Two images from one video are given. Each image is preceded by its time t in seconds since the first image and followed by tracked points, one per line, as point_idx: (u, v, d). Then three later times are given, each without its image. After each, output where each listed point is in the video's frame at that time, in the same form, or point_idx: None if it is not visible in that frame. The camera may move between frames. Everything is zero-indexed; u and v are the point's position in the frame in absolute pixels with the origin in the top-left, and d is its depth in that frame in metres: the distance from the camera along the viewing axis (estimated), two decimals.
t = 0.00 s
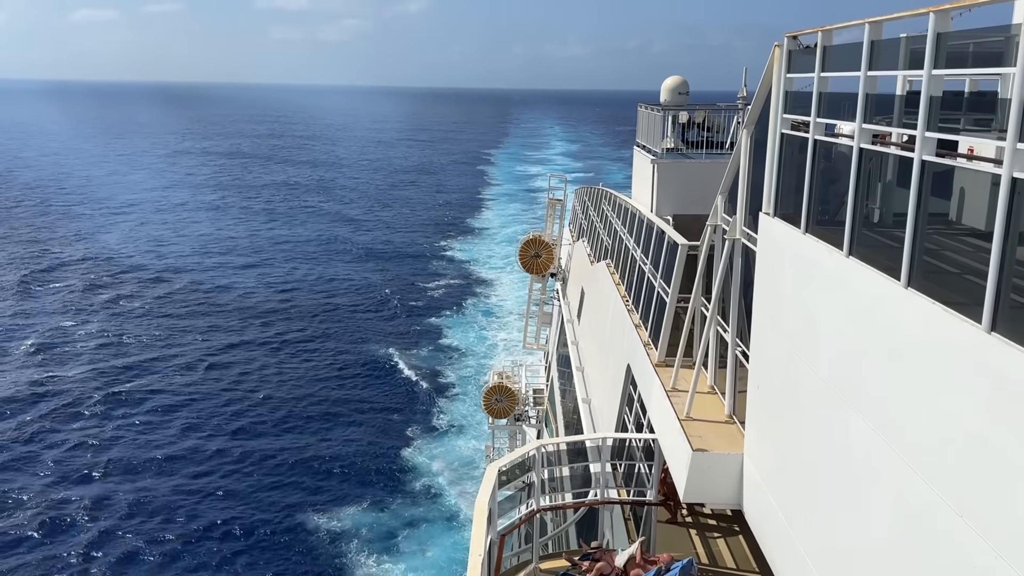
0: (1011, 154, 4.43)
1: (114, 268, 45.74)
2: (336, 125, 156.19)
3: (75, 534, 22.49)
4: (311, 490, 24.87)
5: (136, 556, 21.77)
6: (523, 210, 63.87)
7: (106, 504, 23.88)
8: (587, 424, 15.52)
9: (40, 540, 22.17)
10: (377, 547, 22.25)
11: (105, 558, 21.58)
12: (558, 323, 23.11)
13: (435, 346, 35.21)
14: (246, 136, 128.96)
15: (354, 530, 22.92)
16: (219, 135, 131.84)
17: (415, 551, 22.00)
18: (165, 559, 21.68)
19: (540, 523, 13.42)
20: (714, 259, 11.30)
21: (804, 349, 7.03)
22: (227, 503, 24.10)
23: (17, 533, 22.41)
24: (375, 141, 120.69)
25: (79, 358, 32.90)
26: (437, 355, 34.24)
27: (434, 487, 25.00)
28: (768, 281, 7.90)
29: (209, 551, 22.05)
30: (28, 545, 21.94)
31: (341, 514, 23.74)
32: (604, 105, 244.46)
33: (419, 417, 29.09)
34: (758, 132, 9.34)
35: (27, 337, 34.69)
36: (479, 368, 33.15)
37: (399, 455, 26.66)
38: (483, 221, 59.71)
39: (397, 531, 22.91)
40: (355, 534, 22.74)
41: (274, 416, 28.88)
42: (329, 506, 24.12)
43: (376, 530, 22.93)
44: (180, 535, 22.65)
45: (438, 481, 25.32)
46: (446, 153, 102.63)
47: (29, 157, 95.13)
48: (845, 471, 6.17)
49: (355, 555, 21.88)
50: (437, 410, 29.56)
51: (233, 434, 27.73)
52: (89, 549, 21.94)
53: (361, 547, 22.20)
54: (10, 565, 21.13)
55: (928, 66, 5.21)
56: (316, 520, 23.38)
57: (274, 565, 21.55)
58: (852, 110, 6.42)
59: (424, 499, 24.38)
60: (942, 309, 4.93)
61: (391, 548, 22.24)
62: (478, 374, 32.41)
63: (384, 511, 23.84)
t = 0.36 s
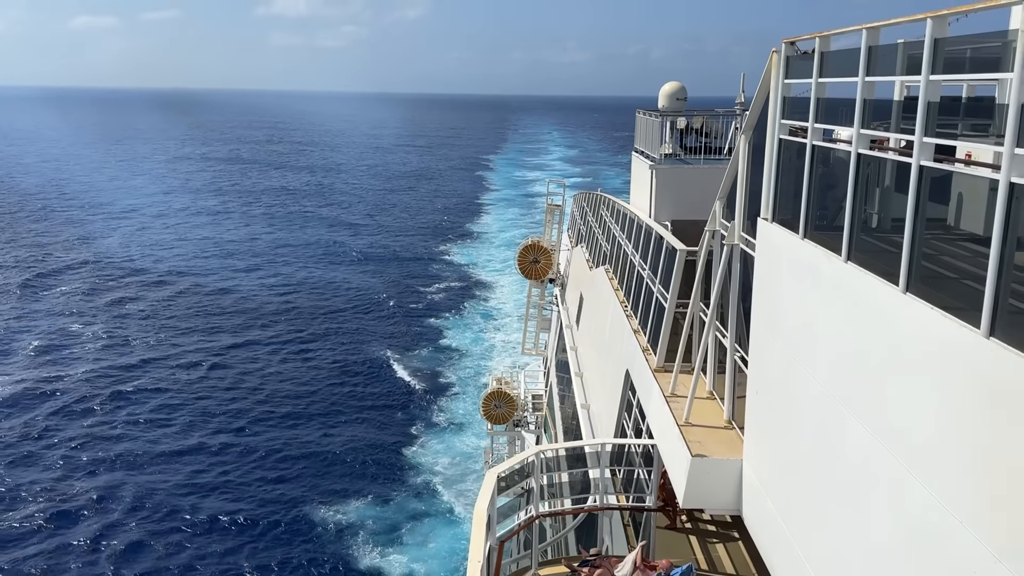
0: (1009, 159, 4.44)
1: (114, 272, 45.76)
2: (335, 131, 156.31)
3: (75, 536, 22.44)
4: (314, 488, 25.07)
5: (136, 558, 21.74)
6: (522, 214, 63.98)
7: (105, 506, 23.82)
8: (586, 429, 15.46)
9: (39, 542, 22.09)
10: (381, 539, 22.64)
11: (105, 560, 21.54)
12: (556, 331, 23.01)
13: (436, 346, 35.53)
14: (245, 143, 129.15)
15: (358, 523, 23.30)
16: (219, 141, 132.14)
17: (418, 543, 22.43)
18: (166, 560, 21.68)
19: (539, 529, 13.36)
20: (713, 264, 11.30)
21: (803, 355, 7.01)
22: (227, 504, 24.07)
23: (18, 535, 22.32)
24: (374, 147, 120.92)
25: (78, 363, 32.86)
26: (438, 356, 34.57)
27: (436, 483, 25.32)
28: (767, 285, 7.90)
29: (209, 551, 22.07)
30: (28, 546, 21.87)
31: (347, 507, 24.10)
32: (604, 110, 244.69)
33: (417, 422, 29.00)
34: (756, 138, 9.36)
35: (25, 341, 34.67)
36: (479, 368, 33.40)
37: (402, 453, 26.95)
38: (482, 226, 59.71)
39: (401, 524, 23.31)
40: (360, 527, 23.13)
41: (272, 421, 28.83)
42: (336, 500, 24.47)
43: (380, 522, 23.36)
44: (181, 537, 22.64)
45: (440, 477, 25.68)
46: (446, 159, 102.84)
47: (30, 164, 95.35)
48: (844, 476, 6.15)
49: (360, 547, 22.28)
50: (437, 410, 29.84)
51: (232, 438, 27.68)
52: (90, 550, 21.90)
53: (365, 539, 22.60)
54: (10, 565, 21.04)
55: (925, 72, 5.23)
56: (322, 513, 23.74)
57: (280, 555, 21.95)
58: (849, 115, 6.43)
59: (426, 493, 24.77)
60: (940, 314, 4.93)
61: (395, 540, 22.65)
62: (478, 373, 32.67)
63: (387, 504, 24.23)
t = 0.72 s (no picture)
0: (1006, 164, 4.46)
1: (111, 277, 45.64)
2: (332, 138, 156.60)
3: (74, 540, 22.30)
4: (317, 487, 25.28)
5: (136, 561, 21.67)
6: (520, 219, 64.19)
7: (104, 510, 23.69)
8: (585, 436, 15.40)
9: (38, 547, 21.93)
10: (385, 532, 23.14)
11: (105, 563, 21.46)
12: (555, 338, 23.00)
13: (435, 347, 35.79)
14: (243, 149, 129.18)
15: (362, 517, 23.79)
16: (217, 147, 132.09)
17: (420, 535, 22.94)
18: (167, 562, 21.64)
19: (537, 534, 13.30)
20: (710, 270, 11.30)
21: (801, 360, 7.00)
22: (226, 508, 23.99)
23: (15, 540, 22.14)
24: (372, 153, 121.12)
25: (75, 368, 32.72)
26: (438, 356, 34.83)
27: (438, 481, 25.67)
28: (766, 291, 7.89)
29: (210, 552, 22.08)
30: (26, 552, 21.68)
31: (352, 502, 24.57)
32: (601, 117, 245.09)
33: (415, 426, 28.99)
34: (753, 144, 9.38)
35: (22, 346, 34.53)
36: (477, 369, 33.59)
37: (406, 452, 27.32)
38: (480, 230, 59.80)
39: (404, 517, 23.77)
40: (364, 521, 23.62)
41: (271, 425, 28.82)
42: (340, 496, 24.87)
43: (384, 515, 23.85)
44: (181, 540, 22.60)
45: (441, 475, 26.01)
46: (443, 165, 103.03)
47: (27, 170, 95.20)
48: (844, 482, 6.13)
49: (364, 539, 22.79)
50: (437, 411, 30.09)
51: (231, 442, 27.60)
52: (89, 555, 21.76)
53: (369, 532, 23.10)
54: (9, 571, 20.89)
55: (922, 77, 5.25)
56: (328, 508, 24.17)
57: (284, 546, 22.37)
58: (846, 121, 6.45)
59: (429, 490, 25.18)
60: (939, 320, 4.93)
61: (398, 532, 23.14)
62: (477, 374, 32.91)
63: (390, 499, 24.68)
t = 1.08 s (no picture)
0: (1002, 169, 4.47)
1: (109, 281, 45.55)
2: (329, 143, 156.83)
3: (74, 544, 22.19)
4: (317, 486, 25.46)
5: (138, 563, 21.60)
6: (518, 223, 64.34)
7: (103, 514, 23.58)
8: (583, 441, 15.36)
9: (37, 551, 21.79)
10: (388, 524, 23.50)
11: (106, 565, 21.38)
12: (553, 343, 22.96)
13: (434, 349, 35.91)
14: (241, 155, 129.26)
15: (367, 511, 24.14)
16: (215, 153, 132.13)
17: (421, 527, 23.32)
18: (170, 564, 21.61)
19: (536, 540, 13.25)
20: (708, 276, 11.30)
21: (800, 365, 6.99)
22: (226, 511, 23.91)
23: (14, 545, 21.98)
24: (370, 159, 121.32)
25: (73, 373, 32.61)
26: (436, 359, 34.79)
27: (439, 477, 25.93)
28: (763, 296, 7.89)
29: (212, 552, 22.11)
30: (25, 556, 21.52)
31: (355, 497, 24.89)
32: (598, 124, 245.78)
33: (412, 428, 28.97)
34: (750, 149, 9.39)
35: (20, 352, 34.40)
36: (475, 371, 33.64)
37: (408, 450, 27.50)
38: (477, 235, 59.85)
39: (406, 510, 24.12)
40: (368, 514, 23.97)
41: (270, 428, 28.83)
42: (343, 491, 25.19)
43: (387, 509, 24.20)
44: (184, 541, 22.59)
45: (440, 475, 26.12)
46: (441, 171, 103.23)
47: (25, 176, 95.09)
48: (843, 490, 6.10)
49: (368, 531, 23.14)
50: (436, 411, 30.18)
51: (229, 445, 27.55)
52: (90, 558, 21.64)
53: (373, 525, 23.45)
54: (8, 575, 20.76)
55: (918, 83, 5.25)
56: (332, 503, 24.49)
57: (289, 536, 22.82)
58: (842, 126, 6.47)
59: (430, 487, 25.38)
60: (936, 325, 4.93)
61: (400, 525, 23.48)
62: (475, 376, 33.03)
63: (392, 494, 24.99)
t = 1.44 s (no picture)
0: (998, 173, 4.47)
1: (106, 286, 45.45)
2: (326, 149, 156.84)
3: (74, 544, 22.13)
4: (317, 483, 25.51)
5: (138, 564, 21.52)
6: (515, 228, 64.35)
7: (101, 515, 23.48)
8: (580, 446, 15.35)
9: (35, 553, 21.69)
10: (390, 517, 23.83)
11: (105, 565, 21.30)
12: (550, 348, 22.94)
13: (433, 350, 35.94)
14: (239, 160, 129.25)
15: (370, 504, 24.46)
16: (212, 159, 132.09)
17: (421, 521, 23.60)
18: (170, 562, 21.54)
19: (533, 545, 13.22)
20: (705, 281, 11.30)
21: (797, 371, 6.99)
22: (224, 511, 23.91)
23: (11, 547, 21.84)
24: (367, 165, 121.26)
25: (70, 377, 32.48)
26: (435, 360, 34.78)
27: (439, 475, 26.06)
28: (761, 302, 7.90)
29: (214, 550, 22.11)
30: (22, 557, 21.41)
31: (357, 493, 25.06)
32: (594, 130, 246.19)
33: (410, 429, 28.96)
34: (746, 154, 9.42)
35: (16, 356, 34.28)
36: (473, 372, 33.64)
37: (408, 447, 27.67)
38: (474, 239, 59.89)
39: (406, 505, 24.40)
40: (372, 507, 24.30)
41: (268, 429, 28.82)
42: (344, 487, 25.36)
43: (389, 502, 24.53)
44: (184, 540, 22.54)
45: (441, 471, 26.31)
46: (438, 177, 103.29)
47: (22, 182, 94.91)
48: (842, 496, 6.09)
49: (371, 523, 23.49)
50: (435, 411, 30.22)
51: (227, 446, 27.54)
52: (89, 559, 21.54)
53: (376, 517, 23.78)
54: None
55: (913, 88, 5.27)
56: (335, 499, 24.69)
57: (289, 535, 22.85)
58: (839, 131, 6.50)
59: (432, 482, 25.60)
60: (934, 329, 4.94)
61: (401, 518, 23.80)
62: (473, 376, 33.07)
63: (394, 490, 25.18)
